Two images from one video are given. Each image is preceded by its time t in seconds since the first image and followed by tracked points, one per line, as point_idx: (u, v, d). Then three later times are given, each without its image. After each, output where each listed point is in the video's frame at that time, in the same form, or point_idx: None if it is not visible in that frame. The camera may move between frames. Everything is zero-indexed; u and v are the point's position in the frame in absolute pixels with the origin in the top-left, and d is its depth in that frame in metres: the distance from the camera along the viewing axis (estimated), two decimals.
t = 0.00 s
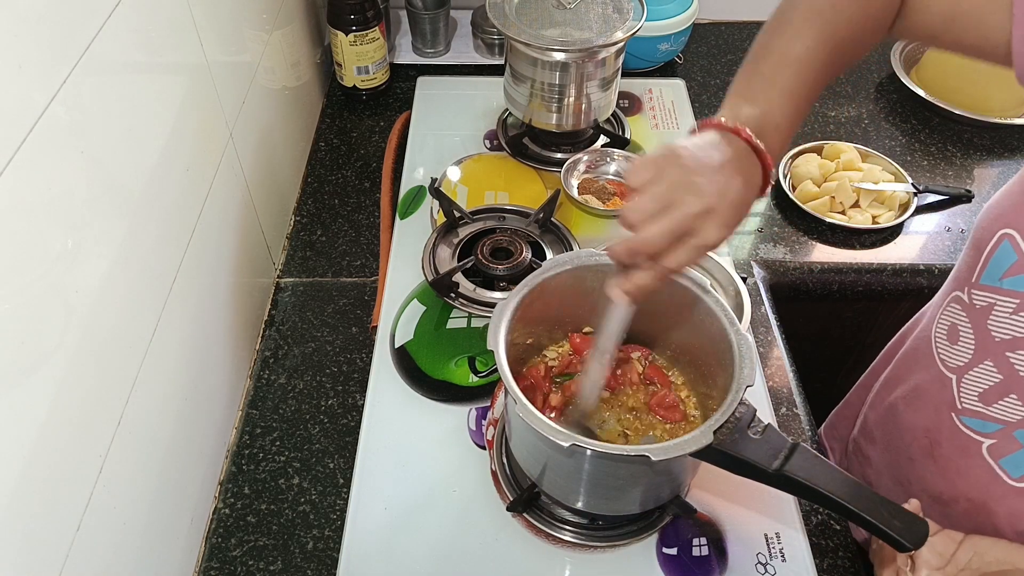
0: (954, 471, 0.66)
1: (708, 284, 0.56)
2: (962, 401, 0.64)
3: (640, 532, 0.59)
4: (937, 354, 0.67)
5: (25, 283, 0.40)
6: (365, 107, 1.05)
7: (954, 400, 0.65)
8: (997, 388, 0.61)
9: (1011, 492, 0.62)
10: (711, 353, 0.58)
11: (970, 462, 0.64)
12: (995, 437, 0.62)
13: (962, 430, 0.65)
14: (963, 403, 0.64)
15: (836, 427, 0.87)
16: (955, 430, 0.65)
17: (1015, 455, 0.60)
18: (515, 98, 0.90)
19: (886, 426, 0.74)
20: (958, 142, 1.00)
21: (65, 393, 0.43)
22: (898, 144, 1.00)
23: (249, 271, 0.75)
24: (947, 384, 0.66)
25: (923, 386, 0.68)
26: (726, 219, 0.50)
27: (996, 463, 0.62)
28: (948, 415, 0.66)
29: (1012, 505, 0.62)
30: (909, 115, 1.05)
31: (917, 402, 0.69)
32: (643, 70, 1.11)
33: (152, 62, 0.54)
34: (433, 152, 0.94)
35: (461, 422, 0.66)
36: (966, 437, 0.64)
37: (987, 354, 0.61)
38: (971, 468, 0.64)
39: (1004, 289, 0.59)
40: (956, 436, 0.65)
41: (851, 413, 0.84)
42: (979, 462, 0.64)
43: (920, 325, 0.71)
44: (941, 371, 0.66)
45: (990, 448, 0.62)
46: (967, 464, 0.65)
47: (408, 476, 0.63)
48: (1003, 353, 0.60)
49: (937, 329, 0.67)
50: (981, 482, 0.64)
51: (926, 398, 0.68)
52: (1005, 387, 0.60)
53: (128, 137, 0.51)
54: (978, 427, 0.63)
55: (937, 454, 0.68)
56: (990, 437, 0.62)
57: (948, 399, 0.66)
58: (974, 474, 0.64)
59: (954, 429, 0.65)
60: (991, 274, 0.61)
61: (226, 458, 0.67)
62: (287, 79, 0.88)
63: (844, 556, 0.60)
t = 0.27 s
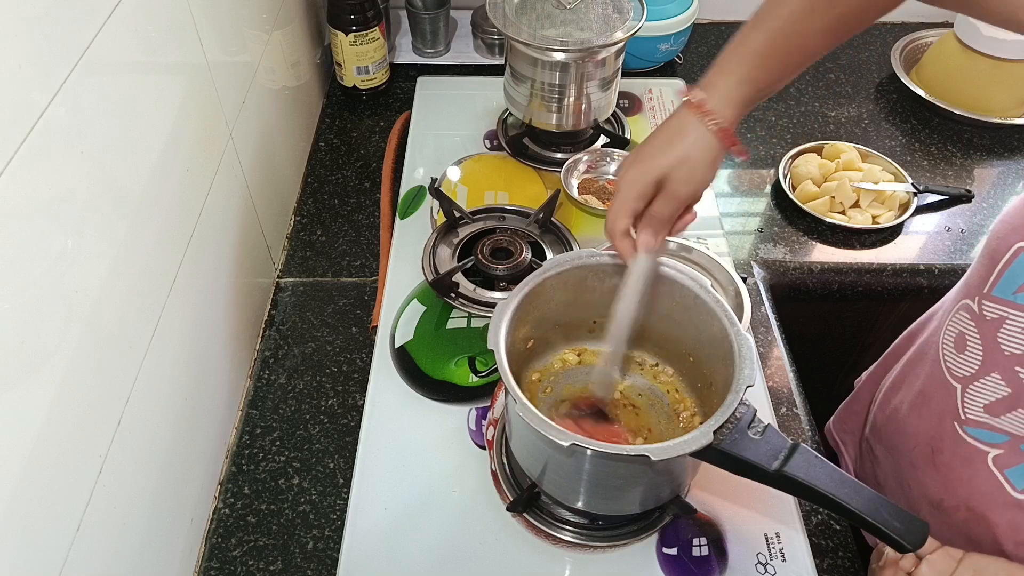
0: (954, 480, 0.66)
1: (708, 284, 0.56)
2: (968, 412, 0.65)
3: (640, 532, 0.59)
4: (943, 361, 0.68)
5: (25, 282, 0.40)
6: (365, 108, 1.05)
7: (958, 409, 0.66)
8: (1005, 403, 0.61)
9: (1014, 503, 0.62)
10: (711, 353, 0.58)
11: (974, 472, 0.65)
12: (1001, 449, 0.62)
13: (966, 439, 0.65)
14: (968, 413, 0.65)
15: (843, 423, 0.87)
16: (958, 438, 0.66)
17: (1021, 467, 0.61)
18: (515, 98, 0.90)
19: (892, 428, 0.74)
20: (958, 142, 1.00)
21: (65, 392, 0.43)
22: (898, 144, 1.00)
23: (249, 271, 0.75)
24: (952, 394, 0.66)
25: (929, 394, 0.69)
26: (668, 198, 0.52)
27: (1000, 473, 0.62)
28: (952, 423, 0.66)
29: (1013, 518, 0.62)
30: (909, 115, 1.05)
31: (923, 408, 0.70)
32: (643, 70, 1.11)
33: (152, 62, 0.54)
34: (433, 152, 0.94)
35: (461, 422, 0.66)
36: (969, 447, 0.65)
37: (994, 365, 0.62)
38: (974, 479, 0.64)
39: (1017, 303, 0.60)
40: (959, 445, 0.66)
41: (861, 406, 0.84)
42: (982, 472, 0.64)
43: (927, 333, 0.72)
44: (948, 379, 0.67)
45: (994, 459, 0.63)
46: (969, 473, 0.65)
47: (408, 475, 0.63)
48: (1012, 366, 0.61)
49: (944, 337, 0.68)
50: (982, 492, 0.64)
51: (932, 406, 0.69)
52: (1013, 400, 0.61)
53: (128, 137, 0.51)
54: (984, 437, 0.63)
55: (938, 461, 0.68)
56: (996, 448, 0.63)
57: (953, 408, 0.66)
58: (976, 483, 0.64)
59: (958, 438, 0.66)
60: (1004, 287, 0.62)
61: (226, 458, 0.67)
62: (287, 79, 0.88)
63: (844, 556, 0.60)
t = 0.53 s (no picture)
0: (958, 481, 0.66)
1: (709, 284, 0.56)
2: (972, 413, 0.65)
3: (640, 532, 0.59)
4: (948, 361, 0.67)
5: (26, 282, 0.40)
6: (365, 108, 1.05)
7: (962, 409, 0.66)
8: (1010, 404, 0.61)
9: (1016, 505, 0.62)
10: (711, 353, 0.58)
11: (976, 474, 0.64)
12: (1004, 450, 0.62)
13: (969, 440, 0.65)
14: (972, 413, 0.64)
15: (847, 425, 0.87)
16: (961, 439, 0.66)
17: None
18: (515, 98, 0.90)
19: (895, 431, 0.74)
20: (958, 142, 1.00)
21: (65, 392, 0.43)
22: (898, 144, 1.00)
23: (249, 271, 0.75)
24: (957, 394, 0.66)
25: (933, 395, 0.69)
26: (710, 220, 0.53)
27: (1004, 475, 0.62)
28: (956, 424, 0.66)
29: (1016, 520, 0.62)
30: (909, 115, 1.05)
31: (928, 409, 0.69)
32: (643, 70, 1.11)
33: (152, 62, 0.54)
34: (433, 152, 0.94)
35: (461, 422, 0.66)
36: (974, 449, 0.64)
37: (999, 366, 0.62)
38: (978, 480, 0.64)
39: None
40: (963, 446, 0.65)
41: (864, 409, 0.84)
42: (986, 474, 0.64)
43: (933, 333, 0.72)
44: (952, 380, 0.66)
45: (998, 460, 0.62)
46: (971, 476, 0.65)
47: (408, 475, 0.63)
48: (1017, 366, 0.60)
49: (949, 337, 0.67)
50: (985, 494, 0.64)
51: (937, 408, 0.68)
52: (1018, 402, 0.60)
53: (128, 137, 0.51)
54: (987, 438, 0.63)
55: (941, 463, 0.68)
56: (1000, 449, 0.62)
57: (958, 409, 0.66)
58: (980, 485, 0.64)
59: (961, 439, 0.66)
60: (1011, 287, 0.61)
61: (226, 458, 0.67)
62: (287, 79, 0.88)
63: (844, 556, 0.60)
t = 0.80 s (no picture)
0: (967, 485, 0.66)
1: (709, 284, 0.56)
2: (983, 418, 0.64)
3: (640, 532, 0.59)
4: (959, 367, 0.67)
5: (26, 282, 0.40)
6: (365, 108, 1.05)
7: (972, 414, 0.66)
8: None
9: None
10: (711, 353, 0.58)
11: (986, 478, 0.64)
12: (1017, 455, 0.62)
13: (979, 444, 0.65)
14: (982, 418, 0.64)
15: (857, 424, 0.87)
16: (971, 443, 0.66)
17: None
18: (515, 98, 0.90)
19: (903, 434, 0.74)
20: (958, 142, 1.00)
21: (65, 392, 0.43)
22: (898, 144, 1.00)
23: (249, 271, 0.75)
24: (966, 399, 0.66)
25: (942, 399, 0.69)
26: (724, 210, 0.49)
27: (1014, 479, 0.62)
28: (966, 428, 0.66)
29: None
30: (909, 115, 1.05)
31: (937, 412, 0.69)
32: (643, 70, 1.11)
33: (152, 62, 0.54)
34: (433, 152, 0.94)
35: (461, 422, 0.66)
36: (984, 453, 0.64)
37: (1009, 370, 0.62)
38: (987, 484, 0.64)
39: None
40: (972, 450, 0.65)
41: (876, 408, 0.83)
42: (996, 479, 0.64)
43: (942, 336, 0.72)
44: (962, 384, 0.67)
45: (1009, 465, 0.63)
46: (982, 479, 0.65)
47: (408, 475, 0.63)
48: None
49: (959, 340, 0.67)
50: (994, 498, 0.64)
51: (946, 411, 0.68)
52: None
53: (128, 136, 0.50)
54: (997, 443, 0.63)
55: (951, 466, 0.68)
56: (1010, 453, 0.62)
57: (967, 413, 0.66)
58: (990, 489, 0.64)
59: (971, 443, 0.66)
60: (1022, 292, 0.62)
61: (226, 458, 0.67)
62: (287, 79, 0.88)
63: (844, 556, 0.60)
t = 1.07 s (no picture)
0: (961, 478, 0.67)
1: (709, 285, 0.56)
2: (982, 409, 0.65)
3: (640, 532, 0.59)
4: (960, 358, 0.67)
5: (25, 282, 0.40)
6: (365, 108, 1.05)
7: (971, 407, 0.66)
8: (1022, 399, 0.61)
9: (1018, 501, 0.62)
10: (711, 352, 0.58)
11: (982, 471, 0.65)
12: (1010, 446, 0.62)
13: (976, 437, 0.65)
14: (980, 410, 0.65)
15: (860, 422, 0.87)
16: (969, 437, 0.66)
17: None
18: (515, 98, 0.90)
19: (905, 430, 0.74)
20: (958, 142, 1.00)
21: (65, 392, 0.43)
22: (898, 144, 1.00)
23: (249, 271, 0.75)
24: (967, 391, 0.66)
25: (943, 393, 0.69)
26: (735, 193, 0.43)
27: (1006, 472, 0.63)
28: (964, 421, 0.66)
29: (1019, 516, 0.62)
30: (909, 115, 1.05)
31: (937, 406, 0.69)
32: (643, 70, 1.11)
33: (152, 62, 0.54)
34: (433, 152, 0.94)
35: (461, 422, 0.66)
36: (981, 446, 0.65)
37: (1008, 363, 0.62)
38: (982, 477, 0.65)
39: None
40: (970, 443, 0.66)
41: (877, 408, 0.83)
42: (988, 471, 0.64)
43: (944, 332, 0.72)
44: (963, 376, 0.67)
45: (1001, 457, 0.63)
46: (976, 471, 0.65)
47: (408, 475, 0.63)
48: None
49: (960, 334, 0.68)
50: (987, 490, 0.64)
51: (945, 405, 0.69)
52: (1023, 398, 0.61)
53: (127, 137, 0.50)
54: (993, 435, 0.64)
55: (948, 459, 0.68)
56: (1003, 446, 0.63)
57: (967, 406, 0.66)
58: (984, 482, 0.64)
59: (968, 436, 0.66)
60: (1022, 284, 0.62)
61: (226, 458, 0.67)
62: (287, 79, 0.88)
63: (844, 556, 0.60)
